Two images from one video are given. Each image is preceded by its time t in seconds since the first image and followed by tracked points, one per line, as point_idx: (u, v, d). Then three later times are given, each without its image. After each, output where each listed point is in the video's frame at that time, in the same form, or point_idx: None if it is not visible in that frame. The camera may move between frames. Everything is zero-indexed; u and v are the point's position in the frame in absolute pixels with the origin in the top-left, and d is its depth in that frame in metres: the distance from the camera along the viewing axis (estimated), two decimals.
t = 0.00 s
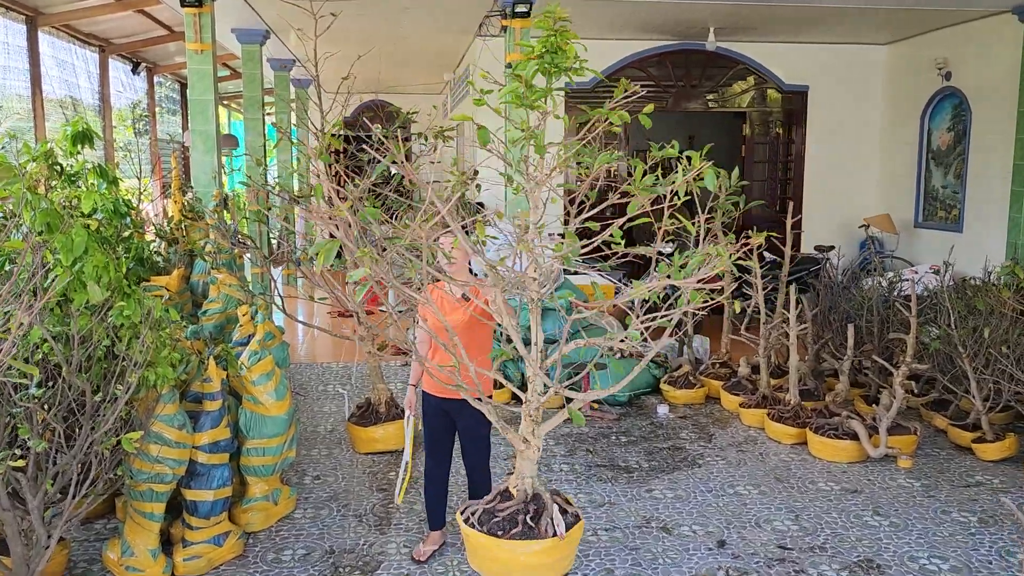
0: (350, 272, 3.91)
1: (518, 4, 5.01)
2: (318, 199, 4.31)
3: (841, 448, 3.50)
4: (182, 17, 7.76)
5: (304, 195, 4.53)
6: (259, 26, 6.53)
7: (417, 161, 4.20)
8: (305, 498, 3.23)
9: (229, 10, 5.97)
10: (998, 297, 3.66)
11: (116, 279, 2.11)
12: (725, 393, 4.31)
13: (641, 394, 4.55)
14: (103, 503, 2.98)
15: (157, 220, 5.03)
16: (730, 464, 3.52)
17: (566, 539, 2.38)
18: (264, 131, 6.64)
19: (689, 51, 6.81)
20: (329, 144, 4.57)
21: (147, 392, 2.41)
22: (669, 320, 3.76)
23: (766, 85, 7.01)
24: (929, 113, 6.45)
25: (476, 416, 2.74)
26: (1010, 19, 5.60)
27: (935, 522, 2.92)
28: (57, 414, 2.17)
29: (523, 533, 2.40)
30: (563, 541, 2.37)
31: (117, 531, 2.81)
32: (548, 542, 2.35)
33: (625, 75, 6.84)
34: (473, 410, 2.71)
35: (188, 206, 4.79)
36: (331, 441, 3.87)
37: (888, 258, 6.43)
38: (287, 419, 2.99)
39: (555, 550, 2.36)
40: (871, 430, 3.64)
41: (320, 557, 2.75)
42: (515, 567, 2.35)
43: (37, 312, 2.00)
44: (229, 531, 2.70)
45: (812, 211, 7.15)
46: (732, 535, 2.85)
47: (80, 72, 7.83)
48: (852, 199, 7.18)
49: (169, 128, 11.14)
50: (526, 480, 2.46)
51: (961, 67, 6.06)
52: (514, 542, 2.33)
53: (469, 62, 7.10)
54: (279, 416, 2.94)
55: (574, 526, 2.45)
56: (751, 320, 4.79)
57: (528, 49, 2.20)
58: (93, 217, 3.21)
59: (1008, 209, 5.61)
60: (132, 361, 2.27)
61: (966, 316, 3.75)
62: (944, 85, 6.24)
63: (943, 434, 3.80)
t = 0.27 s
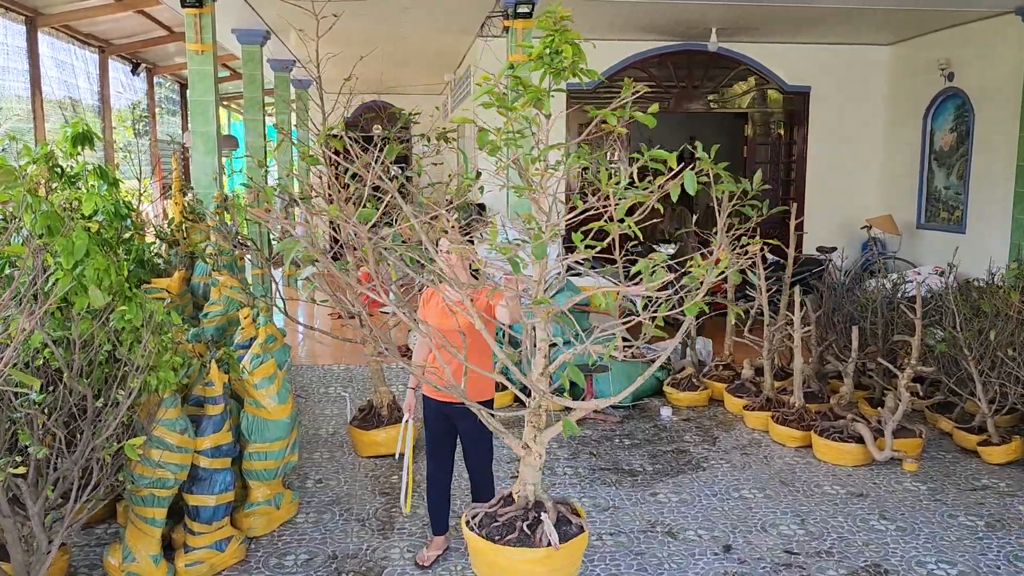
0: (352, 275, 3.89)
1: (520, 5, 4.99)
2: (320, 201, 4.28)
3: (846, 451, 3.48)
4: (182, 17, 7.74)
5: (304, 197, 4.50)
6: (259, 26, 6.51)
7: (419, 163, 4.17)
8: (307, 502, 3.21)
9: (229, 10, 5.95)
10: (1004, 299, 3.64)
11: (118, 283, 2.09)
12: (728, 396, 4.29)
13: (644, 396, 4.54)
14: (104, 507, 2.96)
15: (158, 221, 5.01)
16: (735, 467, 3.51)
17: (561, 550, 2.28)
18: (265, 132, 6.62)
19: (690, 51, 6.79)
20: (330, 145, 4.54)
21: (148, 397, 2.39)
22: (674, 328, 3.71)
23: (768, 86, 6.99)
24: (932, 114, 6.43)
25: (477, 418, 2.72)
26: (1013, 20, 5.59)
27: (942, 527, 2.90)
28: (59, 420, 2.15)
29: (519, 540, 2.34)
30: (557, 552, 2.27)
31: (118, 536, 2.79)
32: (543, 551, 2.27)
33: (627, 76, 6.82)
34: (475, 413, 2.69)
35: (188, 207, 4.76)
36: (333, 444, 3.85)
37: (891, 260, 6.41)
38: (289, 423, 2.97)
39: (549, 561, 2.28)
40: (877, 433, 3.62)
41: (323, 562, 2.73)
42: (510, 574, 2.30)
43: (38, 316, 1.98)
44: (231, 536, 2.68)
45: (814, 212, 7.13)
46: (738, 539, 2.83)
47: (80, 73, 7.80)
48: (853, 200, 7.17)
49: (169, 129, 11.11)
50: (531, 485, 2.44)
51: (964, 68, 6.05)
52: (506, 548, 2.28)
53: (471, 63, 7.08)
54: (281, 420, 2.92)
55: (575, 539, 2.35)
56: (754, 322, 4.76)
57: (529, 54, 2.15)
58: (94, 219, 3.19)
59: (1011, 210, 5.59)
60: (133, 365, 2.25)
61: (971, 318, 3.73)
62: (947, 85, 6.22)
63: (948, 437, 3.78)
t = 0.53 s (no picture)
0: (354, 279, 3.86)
1: (522, 6, 4.96)
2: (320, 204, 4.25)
3: (852, 456, 3.46)
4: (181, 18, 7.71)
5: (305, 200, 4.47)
6: (260, 27, 6.49)
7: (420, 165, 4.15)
8: (310, 508, 3.18)
9: (230, 11, 5.92)
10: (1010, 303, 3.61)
11: (120, 288, 2.06)
12: (732, 399, 4.27)
13: (647, 400, 4.52)
14: (105, 513, 2.93)
15: (158, 223, 4.98)
16: (740, 472, 3.48)
17: (556, 563, 2.21)
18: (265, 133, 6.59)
19: (692, 53, 6.77)
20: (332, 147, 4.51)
21: (150, 403, 2.36)
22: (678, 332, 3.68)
23: (770, 87, 6.97)
24: (935, 115, 6.41)
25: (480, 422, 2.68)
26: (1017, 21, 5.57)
27: (951, 533, 2.87)
28: (60, 427, 2.12)
29: (517, 549, 2.30)
30: (552, 564, 2.21)
31: (120, 543, 2.76)
32: (537, 562, 2.21)
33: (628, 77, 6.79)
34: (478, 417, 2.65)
35: (189, 209, 4.74)
36: (335, 448, 3.82)
37: (894, 262, 6.39)
38: (291, 429, 2.94)
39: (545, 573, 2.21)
40: (883, 437, 3.60)
41: (326, 570, 2.70)
42: None
43: (39, 322, 1.95)
44: (233, 543, 2.65)
45: (816, 214, 7.12)
46: (745, 546, 2.80)
47: (79, 73, 7.77)
48: (856, 202, 7.15)
49: (168, 130, 11.09)
50: (537, 493, 2.42)
51: (967, 70, 6.03)
52: (502, 554, 2.25)
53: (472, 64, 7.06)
54: (284, 426, 2.90)
55: (576, 553, 2.27)
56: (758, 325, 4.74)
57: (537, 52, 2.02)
58: (94, 221, 3.16)
59: (1015, 212, 5.57)
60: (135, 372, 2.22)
61: (978, 322, 3.70)
62: (950, 87, 6.20)
63: (954, 441, 3.75)
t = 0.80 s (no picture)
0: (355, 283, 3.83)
1: (524, 9, 4.93)
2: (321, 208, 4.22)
3: (858, 463, 3.43)
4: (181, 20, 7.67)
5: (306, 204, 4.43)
6: (260, 30, 6.46)
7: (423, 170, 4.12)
8: (311, 516, 3.15)
9: (230, 14, 5.89)
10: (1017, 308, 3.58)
11: (120, 297, 2.02)
12: (737, 404, 4.24)
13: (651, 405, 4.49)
14: (104, 522, 2.90)
15: (158, 228, 4.95)
16: (746, 479, 3.45)
17: None
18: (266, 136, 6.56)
19: (694, 55, 6.74)
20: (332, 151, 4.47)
21: (151, 413, 2.33)
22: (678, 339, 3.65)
23: (772, 90, 6.94)
24: (938, 118, 6.38)
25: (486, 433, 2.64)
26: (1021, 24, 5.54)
27: (959, 542, 2.84)
28: (59, 439, 2.08)
29: (514, 563, 2.24)
30: None
31: (119, 553, 2.73)
32: None
33: (630, 80, 6.77)
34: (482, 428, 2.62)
35: (189, 213, 4.71)
36: (337, 455, 3.79)
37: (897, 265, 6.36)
38: (293, 437, 2.91)
39: None
40: (889, 444, 3.57)
41: None
42: None
43: (37, 332, 1.92)
44: (234, 554, 2.61)
45: (819, 216, 7.09)
46: (752, 556, 2.77)
47: (78, 76, 7.73)
48: (858, 205, 7.12)
49: (168, 133, 11.05)
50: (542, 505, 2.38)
51: (971, 72, 6.00)
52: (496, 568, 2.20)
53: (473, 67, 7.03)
54: (285, 434, 2.87)
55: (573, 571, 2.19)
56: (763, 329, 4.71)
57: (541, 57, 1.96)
58: (94, 227, 3.13)
59: (1019, 215, 5.54)
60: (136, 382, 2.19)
61: (985, 327, 3.67)
62: (953, 89, 6.17)
63: (960, 447, 3.73)
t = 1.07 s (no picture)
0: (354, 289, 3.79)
1: (526, 12, 4.89)
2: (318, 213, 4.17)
3: (864, 472, 3.39)
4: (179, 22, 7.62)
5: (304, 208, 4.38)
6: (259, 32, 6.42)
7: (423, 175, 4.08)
8: (310, 527, 3.11)
9: (228, 16, 5.85)
10: None
11: (115, 309, 1.98)
12: (740, 411, 4.20)
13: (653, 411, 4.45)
14: (99, 534, 2.86)
15: (155, 232, 4.90)
16: (750, 488, 3.42)
17: None
18: (264, 138, 6.51)
19: (695, 57, 6.70)
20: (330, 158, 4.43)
21: (146, 426, 2.28)
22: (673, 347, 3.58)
23: (774, 92, 6.90)
24: (941, 120, 6.35)
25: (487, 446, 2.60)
26: None
27: (968, 553, 2.80)
28: (53, 454, 2.04)
29: None
30: None
31: (115, 566, 2.69)
32: None
33: (631, 82, 6.73)
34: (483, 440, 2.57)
35: (187, 218, 4.66)
36: (336, 463, 3.75)
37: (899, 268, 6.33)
38: (292, 448, 2.87)
39: None
40: (895, 452, 3.53)
41: None
42: None
43: (30, 346, 1.87)
44: (232, 568, 2.57)
45: (821, 219, 7.05)
46: (758, 568, 2.73)
47: (75, 77, 7.68)
48: (860, 207, 7.08)
49: (166, 134, 11.00)
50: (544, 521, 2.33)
51: (974, 74, 5.96)
52: None
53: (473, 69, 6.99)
54: (284, 444, 2.83)
55: None
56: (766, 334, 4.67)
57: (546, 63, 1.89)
58: (90, 234, 3.08)
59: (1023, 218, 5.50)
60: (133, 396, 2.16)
61: (991, 334, 3.63)
62: (956, 92, 6.13)
63: (966, 454, 3.69)
